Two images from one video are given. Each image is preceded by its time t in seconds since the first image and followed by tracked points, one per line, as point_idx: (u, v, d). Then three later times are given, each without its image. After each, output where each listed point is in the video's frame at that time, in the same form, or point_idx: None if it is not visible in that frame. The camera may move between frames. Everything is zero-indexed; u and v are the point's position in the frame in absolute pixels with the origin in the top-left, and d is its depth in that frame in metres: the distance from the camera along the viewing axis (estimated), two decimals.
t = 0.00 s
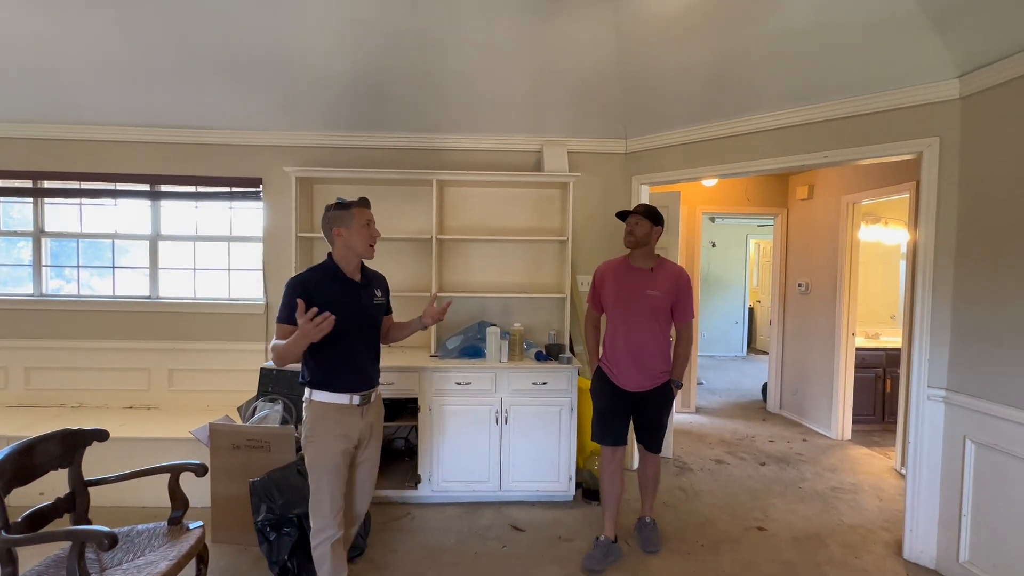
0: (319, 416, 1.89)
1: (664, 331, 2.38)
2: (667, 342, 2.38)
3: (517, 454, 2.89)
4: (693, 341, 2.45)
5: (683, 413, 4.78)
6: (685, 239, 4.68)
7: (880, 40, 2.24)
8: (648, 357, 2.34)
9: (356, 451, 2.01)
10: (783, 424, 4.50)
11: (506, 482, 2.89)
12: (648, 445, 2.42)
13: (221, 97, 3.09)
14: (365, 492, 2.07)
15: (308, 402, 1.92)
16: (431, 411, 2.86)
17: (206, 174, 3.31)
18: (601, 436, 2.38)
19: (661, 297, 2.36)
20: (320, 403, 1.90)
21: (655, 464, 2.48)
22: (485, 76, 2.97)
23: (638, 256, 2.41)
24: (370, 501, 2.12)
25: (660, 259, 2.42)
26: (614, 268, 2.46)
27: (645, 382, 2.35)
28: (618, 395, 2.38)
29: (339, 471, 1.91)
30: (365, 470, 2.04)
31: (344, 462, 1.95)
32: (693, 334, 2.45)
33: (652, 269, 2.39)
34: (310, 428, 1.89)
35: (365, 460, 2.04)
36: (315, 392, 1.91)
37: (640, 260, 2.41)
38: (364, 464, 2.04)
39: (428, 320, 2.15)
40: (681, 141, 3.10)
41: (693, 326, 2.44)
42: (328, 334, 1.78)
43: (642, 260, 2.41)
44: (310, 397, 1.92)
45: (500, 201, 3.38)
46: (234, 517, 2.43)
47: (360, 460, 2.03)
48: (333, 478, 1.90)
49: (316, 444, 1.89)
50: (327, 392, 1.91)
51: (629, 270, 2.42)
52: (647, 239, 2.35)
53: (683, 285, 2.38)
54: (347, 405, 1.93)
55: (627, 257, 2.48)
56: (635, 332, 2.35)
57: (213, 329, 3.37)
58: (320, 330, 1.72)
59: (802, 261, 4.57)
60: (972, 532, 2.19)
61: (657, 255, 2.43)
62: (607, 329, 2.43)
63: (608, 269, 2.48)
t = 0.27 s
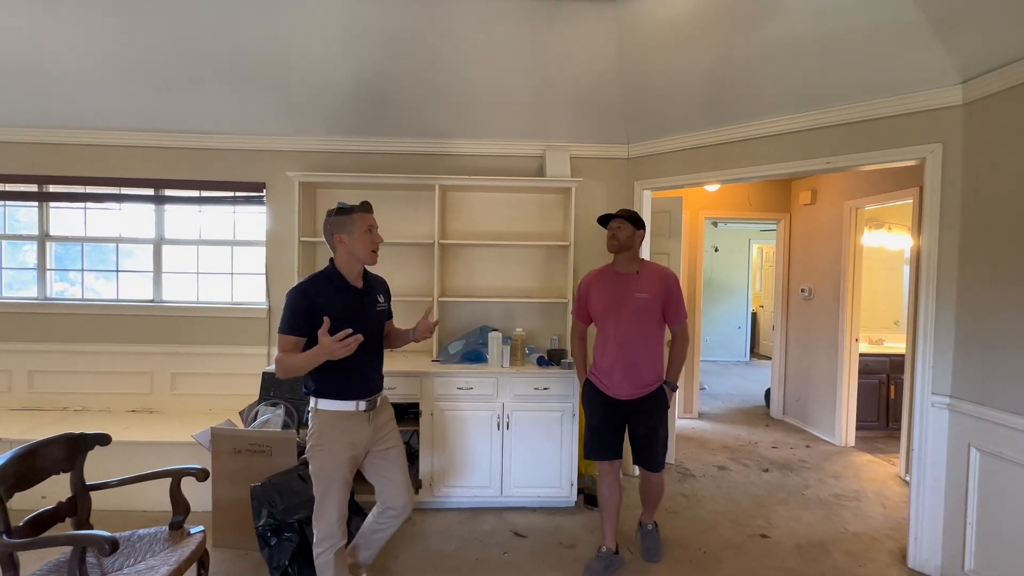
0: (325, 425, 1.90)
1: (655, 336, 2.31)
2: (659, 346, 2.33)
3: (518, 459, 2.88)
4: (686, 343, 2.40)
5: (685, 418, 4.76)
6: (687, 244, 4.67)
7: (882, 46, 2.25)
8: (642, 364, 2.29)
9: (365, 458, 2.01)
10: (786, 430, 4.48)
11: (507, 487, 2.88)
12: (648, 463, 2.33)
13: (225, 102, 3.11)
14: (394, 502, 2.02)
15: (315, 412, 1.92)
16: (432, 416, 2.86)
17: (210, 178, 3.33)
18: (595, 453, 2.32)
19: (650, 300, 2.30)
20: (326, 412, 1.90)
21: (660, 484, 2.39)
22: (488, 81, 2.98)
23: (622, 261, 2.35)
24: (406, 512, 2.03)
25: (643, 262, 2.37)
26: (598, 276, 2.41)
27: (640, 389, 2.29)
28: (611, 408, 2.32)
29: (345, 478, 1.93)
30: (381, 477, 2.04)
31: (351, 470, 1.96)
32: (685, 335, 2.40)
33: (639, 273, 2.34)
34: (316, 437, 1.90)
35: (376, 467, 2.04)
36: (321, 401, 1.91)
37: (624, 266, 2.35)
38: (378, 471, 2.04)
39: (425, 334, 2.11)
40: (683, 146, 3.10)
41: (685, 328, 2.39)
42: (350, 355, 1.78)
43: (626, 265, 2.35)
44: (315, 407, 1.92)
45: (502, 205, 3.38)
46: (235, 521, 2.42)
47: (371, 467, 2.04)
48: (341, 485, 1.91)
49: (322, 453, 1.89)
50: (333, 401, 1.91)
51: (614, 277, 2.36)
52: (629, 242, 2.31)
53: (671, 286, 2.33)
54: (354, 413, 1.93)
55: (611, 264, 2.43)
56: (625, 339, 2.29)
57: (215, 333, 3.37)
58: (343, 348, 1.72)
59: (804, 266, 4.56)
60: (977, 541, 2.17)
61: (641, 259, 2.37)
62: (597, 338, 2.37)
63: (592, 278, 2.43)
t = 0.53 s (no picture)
0: (333, 428, 1.88)
1: (650, 336, 2.26)
2: (655, 346, 2.27)
3: (520, 461, 2.87)
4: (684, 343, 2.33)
5: (688, 421, 4.74)
6: (690, 246, 4.66)
7: (886, 48, 2.24)
8: (637, 365, 2.23)
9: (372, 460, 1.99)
10: (790, 432, 4.46)
11: (508, 489, 2.88)
12: (648, 468, 2.21)
13: (229, 103, 3.12)
14: (398, 501, 2.02)
15: (324, 414, 1.91)
16: (434, 418, 2.85)
17: (213, 179, 3.33)
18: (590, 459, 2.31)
19: (644, 299, 2.26)
20: (335, 414, 1.89)
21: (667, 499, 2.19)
22: (491, 83, 2.98)
23: (616, 262, 2.34)
24: (410, 511, 2.04)
25: (638, 263, 2.35)
26: (591, 278, 2.40)
27: (636, 392, 2.24)
28: (605, 412, 2.28)
29: (352, 481, 1.91)
30: (388, 479, 2.02)
31: (358, 472, 1.94)
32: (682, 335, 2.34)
33: (632, 273, 2.31)
34: (324, 439, 1.88)
35: (384, 469, 2.02)
36: (331, 403, 1.89)
37: (618, 266, 2.34)
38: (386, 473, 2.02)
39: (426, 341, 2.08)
40: (686, 148, 3.09)
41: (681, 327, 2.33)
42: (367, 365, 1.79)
43: (619, 265, 2.34)
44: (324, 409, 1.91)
45: (505, 207, 3.38)
46: (237, 522, 2.42)
47: (379, 470, 2.02)
48: (347, 488, 1.90)
49: (330, 455, 1.87)
50: (342, 404, 1.89)
51: (608, 278, 2.35)
52: (623, 242, 2.28)
53: (664, 285, 2.29)
54: (364, 416, 1.91)
55: (605, 265, 2.42)
56: (618, 339, 2.25)
57: (218, 334, 3.38)
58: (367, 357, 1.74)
59: (808, 268, 4.54)
60: (982, 546, 2.16)
61: (634, 259, 2.36)
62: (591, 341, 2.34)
63: (585, 280, 2.42)
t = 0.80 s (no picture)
0: (346, 429, 1.87)
1: (650, 339, 2.24)
2: (655, 349, 2.25)
3: (522, 464, 2.87)
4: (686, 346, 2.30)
5: (690, 423, 4.73)
6: (693, 248, 4.64)
7: (890, 50, 2.23)
8: (637, 369, 2.22)
9: (384, 462, 1.98)
10: (792, 436, 4.44)
11: (510, 492, 2.87)
12: (648, 476, 2.19)
13: (233, 106, 3.13)
14: (400, 502, 2.01)
15: (337, 414, 1.91)
16: (435, 420, 2.85)
17: (216, 182, 3.34)
18: (590, 463, 2.31)
19: (644, 302, 2.24)
20: (348, 415, 1.88)
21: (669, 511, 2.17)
22: (493, 85, 2.98)
23: (616, 263, 2.33)
24: (410, 512, 2.04)
25: (639, 265, 2.34)
26: (592, 280, 2.39)
27: (636, 396, 2.22)
28: (603, 414, 2.28)
29: (365, 483, 1.90)
30: (398, 481, 2.01)
31: (370, 475, 1.93)
32: (685, 338, 2.30)
33: (633, 275, 2.30)
34: (338, 440, 1.87)
35: (395, 471, 2.01)
36: (343, 404, 1.89)
37: (619, 268, 2.33)
38: (397, 476, 2.01)
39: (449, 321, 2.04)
40: (688, 150, 3.09)
41: (683, 330, 2.30)
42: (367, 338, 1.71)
43: (619, 267, 2.33)
44: (337, 410, 1.90)
45: (507, 209, 3.38)
46: (240, 524, 2.42)
47: (390, 472, 2.00)
48: (360, 489, 1.89)
49: (343, 456, 1.87)
50: (355, 405, 1.88)
51: (608, 280, 2.34)
52: (625, 244, 2.28)
53: (665, 287, 2.27)
54: (377, 417, 1.90)
55: (606, 267, 2.41)
56: (618, 343, 2.24)
57: (220, 335, 3.38)
58: (360, 331, 1.66)
59: (811, 270, 4.53)
60: (987, 551, 2.14)
61: (635, 261, 2.34)
62: (592, 344, 2.33)
63: (585, 282, 2.41)
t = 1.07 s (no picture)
0: (357, 432, 1.87)
1: (651, 344, 2.24)
2: (656, 354, 2.24)
3: (523, 467, 2.86)
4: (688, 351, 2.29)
5: (692, 426, 4.71)
6: (695, 251, 4.63)
7: (891, 53, 2.23)
8: (637, 373, 2.21)
9: (392, 465, 1.98)
10: (795, 439, 4.43)
11: (512, 495, 2.86)
12: (649, 482, 2.19)
13: (235, 109, 3.14)
14: (404, 505, 2.01)
15: (347, 417, 1.91)
16: (437, 423, 2.85)
17: (218, 184, 3.34)
18: (591, 467, 2.31)
19: (645, 306, 2.24)
20: (357, 419, 1.88)
21: (671, 515, 2.17)
22: (495, 88, 2.99)
23: (618, 267, 2.33)
24: (412, 516, 2.03)
25: (641, 268, 2.34)
26: (593, 283, 2.39)
27: (636, 401, 2.21)
28: (603, 418, 2.28)
29: (374, 486, 1.90)
30: (404, 486, 2.00)
31: (380, 478, 1.93)
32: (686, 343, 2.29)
33: (635, 279, 2.30)
34: (348, 443, 1.87)
35: (402, 475, 2.00)
36: (354, 407, 1.89)
37: (620, 271, 2.32)
38: (405, 480, 2.01)
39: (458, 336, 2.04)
40: (690, 153, 3.09)
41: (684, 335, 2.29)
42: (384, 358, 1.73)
43: (622, 270, 2.32)
44: (347, 413, 1.91)
45: (509, 212, 3.38)
46: (241, 527, 2.42)
47: (398, 476, 2.00)
48: (369, 492, 1.89)
49: (353, 459, 1.86)
50: (367, 409, 1.88)
51: (609, 283, 2.34)
52: (627, 247, 2.27)
53: (667, 291, 2.26)
54: (387, 421, 1.90)
55: (608, 270, 2.41)
56: (619, 347, 2.24)
57: (222, 338, 3.38)
58: (382, 349, 1.68)
59: (813, 273, 4.52)
60: (991, 556, 2.13)
61: (637, 264, 2.34)
62: (592, 348, 2.33)
63: (586, 285, 2.41)
